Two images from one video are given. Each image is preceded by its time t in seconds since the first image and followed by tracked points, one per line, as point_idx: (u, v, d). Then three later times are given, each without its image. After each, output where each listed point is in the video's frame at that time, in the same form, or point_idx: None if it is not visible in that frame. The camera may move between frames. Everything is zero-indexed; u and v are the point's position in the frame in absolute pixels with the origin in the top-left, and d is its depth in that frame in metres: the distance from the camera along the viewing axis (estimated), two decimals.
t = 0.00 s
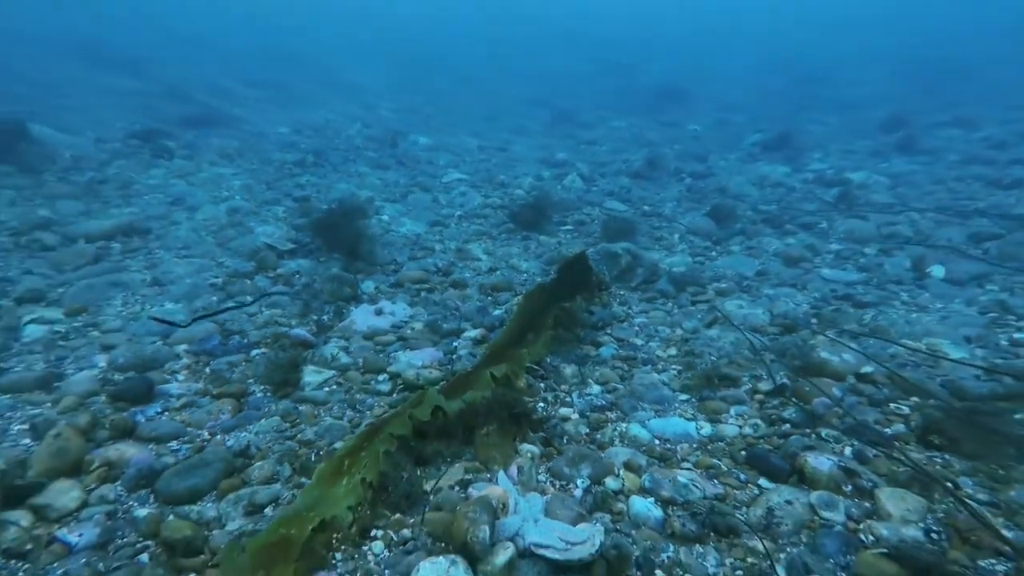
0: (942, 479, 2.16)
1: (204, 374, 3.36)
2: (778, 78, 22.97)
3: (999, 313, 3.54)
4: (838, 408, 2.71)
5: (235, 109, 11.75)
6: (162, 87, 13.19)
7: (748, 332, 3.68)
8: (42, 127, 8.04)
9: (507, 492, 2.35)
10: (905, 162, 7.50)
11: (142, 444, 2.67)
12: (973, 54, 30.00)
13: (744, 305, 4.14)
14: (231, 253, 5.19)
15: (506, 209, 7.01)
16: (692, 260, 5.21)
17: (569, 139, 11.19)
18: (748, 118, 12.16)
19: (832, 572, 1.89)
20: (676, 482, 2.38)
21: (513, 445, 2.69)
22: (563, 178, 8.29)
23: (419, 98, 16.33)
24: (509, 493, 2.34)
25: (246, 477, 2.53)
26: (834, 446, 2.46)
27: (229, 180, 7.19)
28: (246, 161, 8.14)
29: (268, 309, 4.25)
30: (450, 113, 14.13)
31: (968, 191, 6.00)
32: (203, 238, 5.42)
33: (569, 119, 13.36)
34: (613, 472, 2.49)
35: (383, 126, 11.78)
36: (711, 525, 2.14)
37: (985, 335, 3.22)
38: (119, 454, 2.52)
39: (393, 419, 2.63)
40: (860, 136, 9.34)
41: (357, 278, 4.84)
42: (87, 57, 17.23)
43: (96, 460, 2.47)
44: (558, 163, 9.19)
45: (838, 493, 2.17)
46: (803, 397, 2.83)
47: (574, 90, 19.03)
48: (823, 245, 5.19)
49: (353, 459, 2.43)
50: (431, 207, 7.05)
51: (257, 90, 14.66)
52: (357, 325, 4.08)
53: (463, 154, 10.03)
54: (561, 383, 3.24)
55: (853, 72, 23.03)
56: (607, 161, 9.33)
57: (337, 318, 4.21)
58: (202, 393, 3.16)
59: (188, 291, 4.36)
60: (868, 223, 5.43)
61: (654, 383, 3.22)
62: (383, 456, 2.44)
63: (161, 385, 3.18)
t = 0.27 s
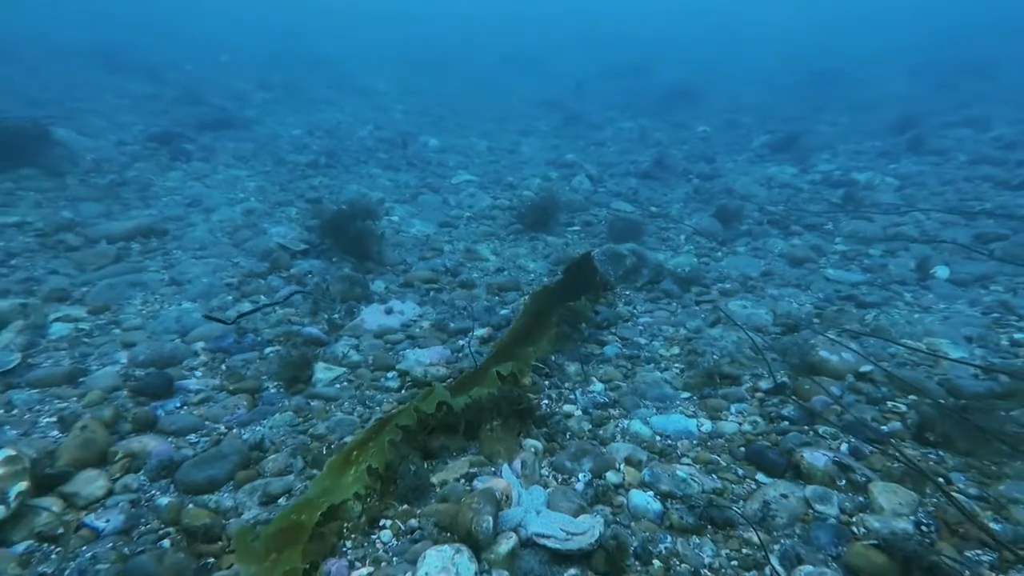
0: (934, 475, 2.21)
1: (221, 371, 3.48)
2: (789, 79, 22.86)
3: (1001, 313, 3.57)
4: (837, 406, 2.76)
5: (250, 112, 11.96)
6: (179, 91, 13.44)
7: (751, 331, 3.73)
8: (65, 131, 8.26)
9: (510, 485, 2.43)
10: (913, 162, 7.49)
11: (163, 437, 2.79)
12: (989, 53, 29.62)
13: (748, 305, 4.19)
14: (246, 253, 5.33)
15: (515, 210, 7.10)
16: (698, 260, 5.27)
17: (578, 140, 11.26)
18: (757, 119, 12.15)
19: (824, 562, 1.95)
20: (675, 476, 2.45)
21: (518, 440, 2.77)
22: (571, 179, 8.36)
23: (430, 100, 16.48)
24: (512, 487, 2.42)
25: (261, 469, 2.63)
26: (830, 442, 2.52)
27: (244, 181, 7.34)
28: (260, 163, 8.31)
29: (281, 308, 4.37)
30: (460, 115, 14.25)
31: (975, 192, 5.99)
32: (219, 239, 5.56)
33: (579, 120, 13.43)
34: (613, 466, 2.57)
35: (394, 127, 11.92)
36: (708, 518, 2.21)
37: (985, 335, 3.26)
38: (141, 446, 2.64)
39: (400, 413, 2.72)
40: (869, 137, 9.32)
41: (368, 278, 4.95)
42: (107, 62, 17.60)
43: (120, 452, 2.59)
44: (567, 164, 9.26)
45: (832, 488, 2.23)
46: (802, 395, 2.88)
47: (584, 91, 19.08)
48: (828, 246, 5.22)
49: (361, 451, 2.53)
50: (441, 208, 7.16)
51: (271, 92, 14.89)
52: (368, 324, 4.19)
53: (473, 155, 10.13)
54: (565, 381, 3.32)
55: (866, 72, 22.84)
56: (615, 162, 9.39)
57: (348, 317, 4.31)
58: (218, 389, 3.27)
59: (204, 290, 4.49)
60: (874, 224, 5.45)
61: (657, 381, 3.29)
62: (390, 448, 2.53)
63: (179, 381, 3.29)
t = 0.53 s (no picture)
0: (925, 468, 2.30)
1: (237, 369, 3.61)
2: (799, 78, 22.77)
3: (1000, 312, 3.61)
4: (834, 402, 2.83)
5: (263, 116, 12.17)
6: (195, 96, 13.71)
7: (753, 330, 3.80)
8: (85, 136, 8.49)
9: (515, 479, 2.52)
10: (920, 162, 7.49)
11: (184, 432, 2.92)
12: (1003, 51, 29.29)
13: (751, 304, 4.26)
14: (260, 255, 5.47)
15: (522, 211, 7.20)
16: (703, 260, 5.34)
17: (586, 142, 11.35)
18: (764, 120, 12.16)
19: (817, 551, 2.03)
20: (675, 470, 2.53)
21: (523, 435, 2.87)
22: (579, 180, 8.44)
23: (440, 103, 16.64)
24: (517, 480, 2.52)
25: (277, 463, 2.75)
26: (827, 438, 2.59)
27: (258, 185, 7.51)
28: (274, 167, 8.48)
29: (295, 308, 4.50)
30: (469, 117, 14.38)
31: (981, 191, 6.00)
32: (234, 242, 5.71)
33: (587, 121, 13.50)
34: (615, 461, 2.66)
35: (404, 130, 12.07)
36: (706, 509, 2.30)
37: (983, 334, 3.30)
38: (164, 440, 2.76)
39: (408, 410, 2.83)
40: (876, 137, 9.32)
41: (378, 279, 5.07)
42: (124, 68, 17.96)
43: (144, 446, 2.71)
44: (574, 166, 9.35)
45: (827, 481, 2.32)
46: (801, 392, 2.95)
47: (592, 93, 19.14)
48: (832, 246, 5.26)
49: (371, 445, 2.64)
50: (450, 210, 7.27)
51: (283, 97, 15.12)
52: (378, 323, 4.31)
53: (482, 157, 10.25)
54: (569, 379, 3.41)
55: (876, 74, 22.60)
56: (622, 163, 9.46)
57: (359, 317, 4.44)
58: (236, 387, 3.40)
59: (220, 292, 4.63)
60: (878, 224, 5.49)
61: (659, 379, 3.37)
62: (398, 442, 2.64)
63: (199, 379, 3.43)
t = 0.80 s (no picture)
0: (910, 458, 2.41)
1: (250, 364, 3.73)
2: (804, 79, 22.73)
3: (993, 309, 3.68)
4: (828, 395, 2.92)
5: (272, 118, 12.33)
6: (206, 98, 13.90)
7: (751, 326, 3.88)
8: (100, 138, 8.67)
9: (516, 468, 2.62)
10: (921, 162, 7.53)
11: (199, 424, 3.04)
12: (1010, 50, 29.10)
13: (750, 302, 4.34)
14: (270, 255, 5.61)
15: (526, 211, 7.29)
16: (704, 258, 5.42)
17: (590, 142, 11.43)
18: (768, 120, 12.21)
19: (804, 535, 2.13)
20: (671, 460, 2.63)
21: (524, 428, 2.97)
22: (582, 181, 8.53)
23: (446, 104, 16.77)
24: (518, 470, 2.62)
25: (289, 453, 2.86)
26: (818, 429, 2.68)
27: (268, 186, 7.65)
28: (283, 168, 8.62)
29: (304, 306, 4.62)
30: (475, 118, 14.50)
31: (980, 191, 6.05)
32: (244, 241, 5.85)
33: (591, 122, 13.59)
34: (614, 451, 2.75)
35: (411, 131, 12.20)
36: (700, 497, 2.39)
37: (974, 330, 3.38)
38: (181, 431, 2.89)
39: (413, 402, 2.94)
40: (879, 137, 9.35)
41: (385, 278, 5.19)
42: (136, 71, 18.21)
43: (163, 436, 2.84)
44: (578, 166, 9.43)
45: (816, 470, 2.42)
46: (795, 385, 3.04)
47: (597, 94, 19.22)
48: (831, 245, 5.33)
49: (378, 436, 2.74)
50: (455, 210, 7.38)
51: (292, 98, 15.30)
52: (385, 321, 4.43)
53: (487, 158, 10.36)
54: (570, 373, 3.51)
55: (882, 73, 22.53)
56: (626, 163, 9.54)
57: (367, 315, 4.55)
58: (248, 381, 3.52)
59: (232, 290, 4.76)
60: (877, 223, 5.55)
61: (658, 374, 3.46)
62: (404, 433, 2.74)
63: (213, 374, 3.55)
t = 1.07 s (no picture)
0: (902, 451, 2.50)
1: (261, 360, 3.84)
2: (809, 80, 22.73)
3: (988, 308, 3.74)
4: (824, 391, 3.00)
5: (281, 119, 12.48)
6: (215, 100, 14.08)
7: (751, 324, 3.96)
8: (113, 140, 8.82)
9: (519, 460, 2.71)
10: (922, 163, 7.58)
11: (214, 416, 3.15)
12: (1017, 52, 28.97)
13: (750, 301, 4.42)
14: (280, 254, 5.72)
15: (530, 211, 7.38)
16: (706, 258, 5.50)
17: (594, 143, 11.51)
18: (771, 121, 12.26)
19: (797, 523, 2.21)
20: (670, 452, 2.72)
21: (528, 421, 3.06)
22: (587, 181, 8.62)
23: (452, 105, 16.89)
24: (521, 461, 2.71)
25: (300, 445, 2.97)
26: (814, 424, 2.76)
27: (277, 186, 7.78)
28: (291, 169, 8.75)
29: (314, 304, 4.73)
30: (481, 120, 14.61)
31: (979, 192, 6.10)
32: (255, 241, 5.97)
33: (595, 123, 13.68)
34: (614, 444, 2.84)
35: (417, 132, 12.32)
36: (698, 488, 2.47)
37: (969, 329, 3.45)
38: (197, 422, 2.99)
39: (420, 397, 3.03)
40: (881, 138, 9.40)
41: (392, 277, 5.29)
42: (146, 73, 18.42)
43: (180, 427, 2.95)
44: (582, 167, 9.52)
45: (810, 462, 2.50)
46: (792, 381, 3.12)
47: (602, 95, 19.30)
48: (831, 245, 5.40)
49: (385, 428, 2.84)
50: (461, 210, 7.49)
51: (300, 100, 15.45)
52: (393, 318, 4.53)
53: (492, 159, 10.45)
54: (573, 369, 3.60)
55: (887, 75, 22.50)
56: (629, 165, 9.62)
57: (375, 312, 4.65)
58: (260, 376, 3.63)
59: (243, 288, 4.88)
60: (877, 224, 5.61)
61: (659, 370, 3.54)
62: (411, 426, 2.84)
63: (226, 369, 3.66)
